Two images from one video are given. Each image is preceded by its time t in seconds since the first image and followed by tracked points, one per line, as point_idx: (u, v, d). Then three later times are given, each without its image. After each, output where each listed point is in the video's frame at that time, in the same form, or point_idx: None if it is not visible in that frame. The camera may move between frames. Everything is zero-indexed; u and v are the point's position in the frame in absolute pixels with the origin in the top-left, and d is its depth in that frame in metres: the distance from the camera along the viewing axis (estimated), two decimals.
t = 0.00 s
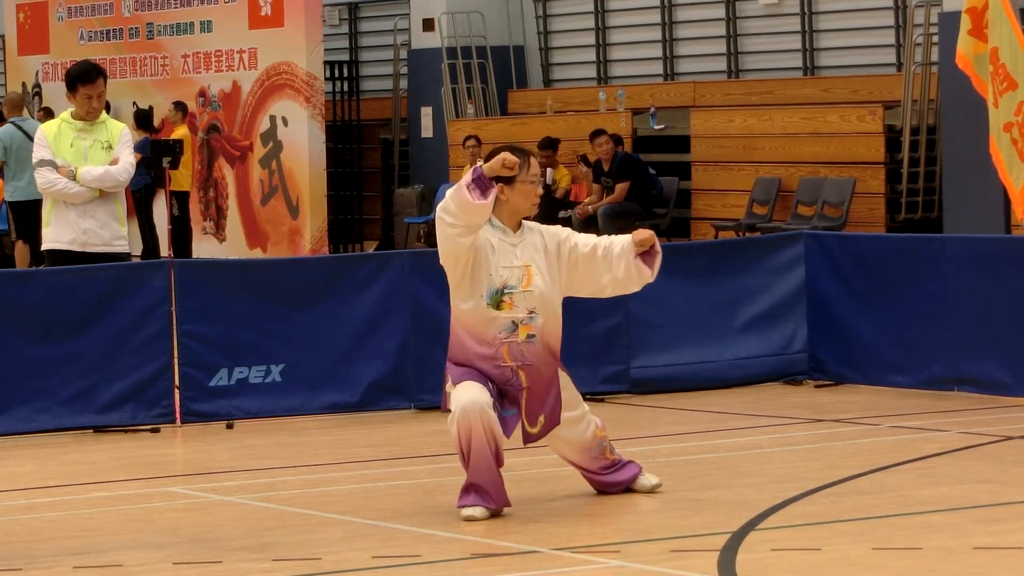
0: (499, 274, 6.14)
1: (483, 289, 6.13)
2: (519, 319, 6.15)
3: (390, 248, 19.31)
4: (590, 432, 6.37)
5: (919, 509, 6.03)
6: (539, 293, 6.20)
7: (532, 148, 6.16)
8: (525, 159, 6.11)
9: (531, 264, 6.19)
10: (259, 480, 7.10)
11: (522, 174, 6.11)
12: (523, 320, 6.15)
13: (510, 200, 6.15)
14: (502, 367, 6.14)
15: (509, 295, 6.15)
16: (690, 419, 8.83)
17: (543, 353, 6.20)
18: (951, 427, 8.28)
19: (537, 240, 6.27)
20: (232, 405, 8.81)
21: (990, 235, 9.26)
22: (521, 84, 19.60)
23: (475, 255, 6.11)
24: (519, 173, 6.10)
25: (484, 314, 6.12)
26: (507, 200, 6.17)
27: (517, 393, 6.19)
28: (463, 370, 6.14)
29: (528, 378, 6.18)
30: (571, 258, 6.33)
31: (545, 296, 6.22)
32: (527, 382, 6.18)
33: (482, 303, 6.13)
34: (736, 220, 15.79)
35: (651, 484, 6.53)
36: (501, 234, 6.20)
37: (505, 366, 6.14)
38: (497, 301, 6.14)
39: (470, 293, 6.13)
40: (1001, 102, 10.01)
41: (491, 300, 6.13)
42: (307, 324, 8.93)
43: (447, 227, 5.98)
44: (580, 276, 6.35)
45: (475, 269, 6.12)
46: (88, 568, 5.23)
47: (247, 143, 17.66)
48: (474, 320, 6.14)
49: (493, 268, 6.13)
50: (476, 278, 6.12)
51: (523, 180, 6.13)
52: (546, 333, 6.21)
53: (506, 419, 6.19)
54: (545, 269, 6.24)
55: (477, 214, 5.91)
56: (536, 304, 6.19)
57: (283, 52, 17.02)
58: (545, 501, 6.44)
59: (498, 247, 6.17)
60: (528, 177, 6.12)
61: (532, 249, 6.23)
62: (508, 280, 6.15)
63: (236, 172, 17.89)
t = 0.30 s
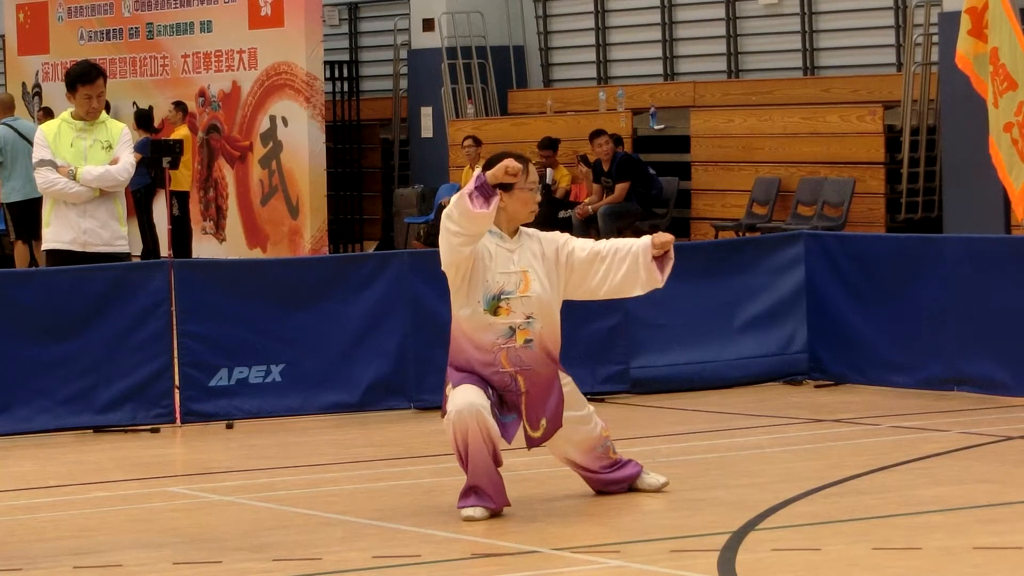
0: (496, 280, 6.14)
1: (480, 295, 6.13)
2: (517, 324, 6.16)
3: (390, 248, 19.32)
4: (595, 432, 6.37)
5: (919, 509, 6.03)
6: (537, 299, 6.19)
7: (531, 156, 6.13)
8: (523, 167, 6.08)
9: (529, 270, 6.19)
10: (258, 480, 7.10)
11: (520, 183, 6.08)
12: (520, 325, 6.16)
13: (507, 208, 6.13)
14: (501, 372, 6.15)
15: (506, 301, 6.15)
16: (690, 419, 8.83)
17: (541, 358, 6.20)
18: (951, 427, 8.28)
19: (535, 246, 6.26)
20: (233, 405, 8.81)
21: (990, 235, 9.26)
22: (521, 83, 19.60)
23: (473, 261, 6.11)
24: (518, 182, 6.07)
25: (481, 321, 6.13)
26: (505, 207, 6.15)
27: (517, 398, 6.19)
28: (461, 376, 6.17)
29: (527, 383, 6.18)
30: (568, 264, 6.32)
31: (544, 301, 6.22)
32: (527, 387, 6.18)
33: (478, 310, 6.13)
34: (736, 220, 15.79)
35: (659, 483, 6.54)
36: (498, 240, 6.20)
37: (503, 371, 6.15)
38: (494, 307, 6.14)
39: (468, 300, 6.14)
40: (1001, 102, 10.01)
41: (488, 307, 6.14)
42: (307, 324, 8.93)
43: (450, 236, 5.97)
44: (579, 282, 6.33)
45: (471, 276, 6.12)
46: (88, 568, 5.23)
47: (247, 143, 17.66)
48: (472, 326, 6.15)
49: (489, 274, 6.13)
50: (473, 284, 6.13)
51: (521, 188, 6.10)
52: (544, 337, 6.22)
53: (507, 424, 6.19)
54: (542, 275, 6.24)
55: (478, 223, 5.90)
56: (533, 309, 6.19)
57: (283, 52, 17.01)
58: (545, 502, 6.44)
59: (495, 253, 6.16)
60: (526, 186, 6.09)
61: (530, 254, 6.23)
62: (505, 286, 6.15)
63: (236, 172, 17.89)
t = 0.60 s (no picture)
0: (514, 263, 6.15)
1: (498, 279, 6.14)
2: (534, 307, 6.16)
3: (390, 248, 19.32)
4: (625, 428, 6.36)
5: (919, 509, 6.03)
6: (555, 283, 6.19)
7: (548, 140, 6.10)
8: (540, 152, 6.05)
9: (547, 254, 6.19)
10: (258, 480, 7.10)
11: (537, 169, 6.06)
12: (538, 308, 6.16)
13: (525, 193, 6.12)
14: (517, 356, 6.16)
15: (524, 284, 6.16)
16: (690, 419, 8.82)
17: (558, 342, 6.20)
18: (951, 427, 8.28)
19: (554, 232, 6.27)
20: (233, 405, 8.81)
21: (990, 235, 9.26)
22: (521, 83, 19.61)
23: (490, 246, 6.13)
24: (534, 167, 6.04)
25: (498, 303, 6.15)
26: (524, 192, 6.14)
27: (534, 382, 6.20)
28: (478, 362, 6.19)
29: (544, 367, 6.18)
30: (586, 252, 6.31)
31: (562, 285, 6.21)
32: (544, 371, 6.18)
33: (496, 292, 6.15)
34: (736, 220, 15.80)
35: (661, 486, 6.54)
36: (518, 224, 6.22)
37: (521, 354, 6.16)
38: (513, 290, 6.15)
39: (486, 284, 6.16)
40: (1002, 102, 10.01)
41: (507, 289, 6.14)
42: (307, 324, 8.93)
43: (467, 227, 5.99)
44: (597, 270, 6.32)
45: (489, 259, 6.15)
46: (88, 568, 5.23)
47: (247, 143, 17.66)
48: (489, 310, 6.17)
49: (508, 257, 6.15)
50: (490, 267, 6.15)
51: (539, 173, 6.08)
52: (563, 322, 6.21)
53: (521, 411, 6.21)
54: (562, 260, 6.24)
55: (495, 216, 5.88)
56: (552, 293, 6.19)
57: (283, 51, 17.01)
58: (546, 501, 6.43)
59: (514, 236, 6.18)
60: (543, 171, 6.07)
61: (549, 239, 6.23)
62: (523, 269, 6.15)
63: (236, 172, 17.88)
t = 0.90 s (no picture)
0: (556, 241, 6.22)
1: (541, 258, 6.20)
2: (576, 285, 6.23)
3: (391, 248, 19.33)
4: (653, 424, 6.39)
5: (919, 509, 6.03)
6: (597, 260, 6.26)
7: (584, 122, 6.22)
8: (576, 132, 6.16)
9: (586, 233, 6.25)
10: (258, 480, 7.10)
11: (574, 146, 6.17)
12: (580, 286, 6.23)
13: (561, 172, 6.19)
14: (560, 334, 6.23)
15: (567, 261, 6.22)
16: (690, 419, 8.82)
17: (599, 320, 6.27)
18: (951, 427, 8.28)
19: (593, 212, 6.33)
20: (233, 405, 8.81)
21: (990, 234, 9.26)
22: (521, 83, 19.61)
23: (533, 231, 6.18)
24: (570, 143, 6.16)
25: (542, 281, 6.21)
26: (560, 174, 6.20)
27: (576, 361, 6.27)
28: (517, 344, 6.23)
29: (587, 345, 6.26)
30: (620, 233, 6.34)
31: (602, 263, 6.28)
32: (587, 348, 6.27)
33: (540, 270, 6.21)
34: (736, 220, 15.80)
35: (665, 486, 6.55)
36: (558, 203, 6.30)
37: (564, 332, 6.23)
38: (555, 268, 6.21)
39: (528, 264, 6.22)
40: (1002, 102, 10.01)
41: (549, 267, 6.21)
42: (307, 324, 8.93)
43: (512, 213, 6.05)
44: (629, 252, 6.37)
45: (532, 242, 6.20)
46: (88, 568, 5.23)
47: (247, 143, 17.66)
48: (532, 289, 6.23)
49: (549, 235, 6.21)
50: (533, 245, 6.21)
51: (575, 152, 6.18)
52: (604, 298, 6.29)
53: (567, 394, 6.26)
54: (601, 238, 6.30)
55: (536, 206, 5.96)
56: (592, 271, 6.25)
57: (283, 51, 17.01)
58: (548, 501, 6.44)
59: (554, 216, 6.25)
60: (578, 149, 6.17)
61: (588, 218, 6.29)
62: (564, 248, 6.22)
63: (236, 172, 17.89)
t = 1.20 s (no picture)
0: (592, 224, 6.29)
1: (580, 239, 6.27)
2: (613, 267, 6.30)
3: (391, 248, 19.34)
4: (665, 423, 6.38)
5: (919, 509, 6.03)
6: (632, 244, 6.33)
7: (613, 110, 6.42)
8: (604, 118, 6.36)
9: (620, 217, 6.33)
10: (258, 480, 7.10)
11: (601, 132, 6.36)
12: (616, 269, 6.30)
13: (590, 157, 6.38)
14: (597, 316, 6.28)
15: (604, 244, 6.29)
16: (690, 419, 8.82)
17: (635, 302, 6.33)
18: (951, 427, 8.28)
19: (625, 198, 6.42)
20: (232, 405, 8.81)
21: (990, 234, 9.26)
22: (521, 83, 19.61)
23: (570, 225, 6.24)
24: (598, 130, 6.35)
25: (581, 264, 6.28)
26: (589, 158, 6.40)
27: (614, 344, 6.29)
28: (551, 335, 6.30)
29: (625, 327, 6.30)
30: (647, 218, 6.40)
31: (638, 246, 6.35)
32: (624, 330, 6.29)
33: (578, 253, 6.28)
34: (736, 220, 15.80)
35: (666, 486, 6.55)
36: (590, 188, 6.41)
37: (601, 314, 6.28)
38: (593, 250, 6.29)
39: (565, 251, 6.29)
40: (1003, 102, 10.01)
41: (587, 249, 6.28)
42: (308, 324, 8.93)
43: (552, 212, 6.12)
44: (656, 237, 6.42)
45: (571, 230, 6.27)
46: (88, 568, 5.23)
47: (247, 143, 17.66)
48: (569, 274, 6.31)
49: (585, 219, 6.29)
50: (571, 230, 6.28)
51: (602, 138, 6.37)
52: (640, 283, 6.36)
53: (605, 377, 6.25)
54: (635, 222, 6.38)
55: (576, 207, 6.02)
56: (629, 254, 6.33)
57: (283, 51, 17.00)
58: (548, 501, 6.44)
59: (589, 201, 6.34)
60: (606, 135, 6.36)
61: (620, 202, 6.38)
62: (601, 231, 6.29)
63: (236, 172, 17.90)
